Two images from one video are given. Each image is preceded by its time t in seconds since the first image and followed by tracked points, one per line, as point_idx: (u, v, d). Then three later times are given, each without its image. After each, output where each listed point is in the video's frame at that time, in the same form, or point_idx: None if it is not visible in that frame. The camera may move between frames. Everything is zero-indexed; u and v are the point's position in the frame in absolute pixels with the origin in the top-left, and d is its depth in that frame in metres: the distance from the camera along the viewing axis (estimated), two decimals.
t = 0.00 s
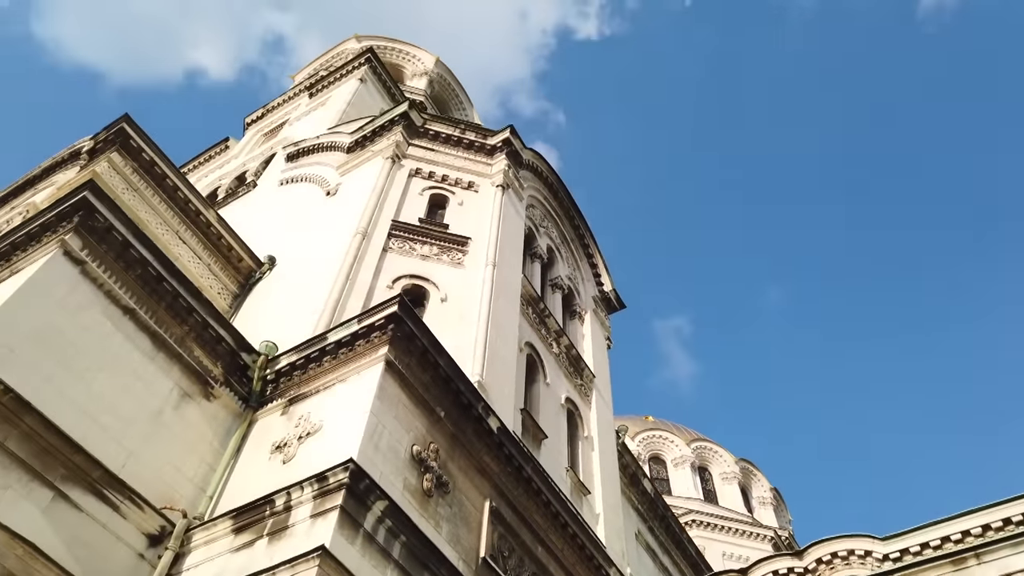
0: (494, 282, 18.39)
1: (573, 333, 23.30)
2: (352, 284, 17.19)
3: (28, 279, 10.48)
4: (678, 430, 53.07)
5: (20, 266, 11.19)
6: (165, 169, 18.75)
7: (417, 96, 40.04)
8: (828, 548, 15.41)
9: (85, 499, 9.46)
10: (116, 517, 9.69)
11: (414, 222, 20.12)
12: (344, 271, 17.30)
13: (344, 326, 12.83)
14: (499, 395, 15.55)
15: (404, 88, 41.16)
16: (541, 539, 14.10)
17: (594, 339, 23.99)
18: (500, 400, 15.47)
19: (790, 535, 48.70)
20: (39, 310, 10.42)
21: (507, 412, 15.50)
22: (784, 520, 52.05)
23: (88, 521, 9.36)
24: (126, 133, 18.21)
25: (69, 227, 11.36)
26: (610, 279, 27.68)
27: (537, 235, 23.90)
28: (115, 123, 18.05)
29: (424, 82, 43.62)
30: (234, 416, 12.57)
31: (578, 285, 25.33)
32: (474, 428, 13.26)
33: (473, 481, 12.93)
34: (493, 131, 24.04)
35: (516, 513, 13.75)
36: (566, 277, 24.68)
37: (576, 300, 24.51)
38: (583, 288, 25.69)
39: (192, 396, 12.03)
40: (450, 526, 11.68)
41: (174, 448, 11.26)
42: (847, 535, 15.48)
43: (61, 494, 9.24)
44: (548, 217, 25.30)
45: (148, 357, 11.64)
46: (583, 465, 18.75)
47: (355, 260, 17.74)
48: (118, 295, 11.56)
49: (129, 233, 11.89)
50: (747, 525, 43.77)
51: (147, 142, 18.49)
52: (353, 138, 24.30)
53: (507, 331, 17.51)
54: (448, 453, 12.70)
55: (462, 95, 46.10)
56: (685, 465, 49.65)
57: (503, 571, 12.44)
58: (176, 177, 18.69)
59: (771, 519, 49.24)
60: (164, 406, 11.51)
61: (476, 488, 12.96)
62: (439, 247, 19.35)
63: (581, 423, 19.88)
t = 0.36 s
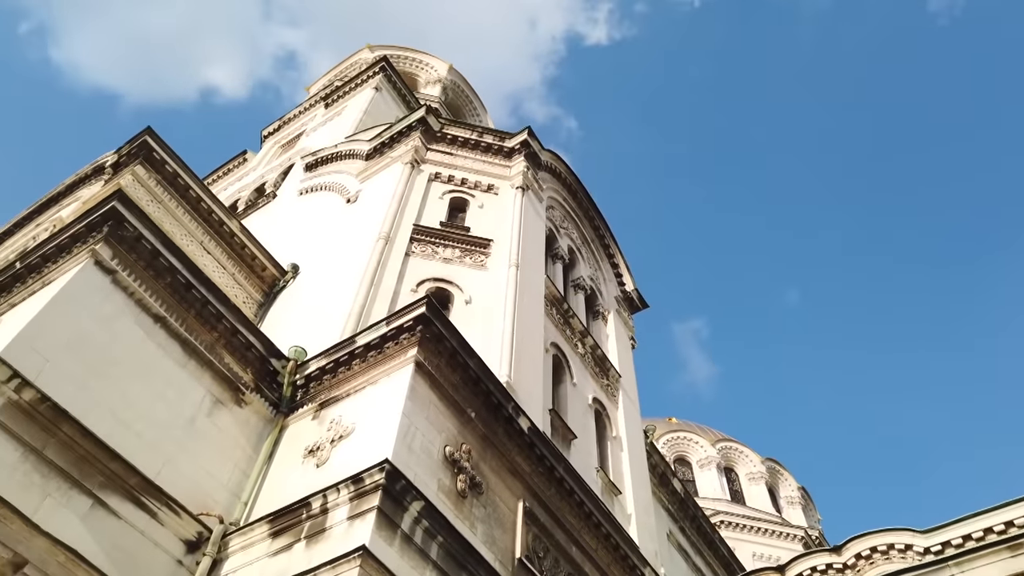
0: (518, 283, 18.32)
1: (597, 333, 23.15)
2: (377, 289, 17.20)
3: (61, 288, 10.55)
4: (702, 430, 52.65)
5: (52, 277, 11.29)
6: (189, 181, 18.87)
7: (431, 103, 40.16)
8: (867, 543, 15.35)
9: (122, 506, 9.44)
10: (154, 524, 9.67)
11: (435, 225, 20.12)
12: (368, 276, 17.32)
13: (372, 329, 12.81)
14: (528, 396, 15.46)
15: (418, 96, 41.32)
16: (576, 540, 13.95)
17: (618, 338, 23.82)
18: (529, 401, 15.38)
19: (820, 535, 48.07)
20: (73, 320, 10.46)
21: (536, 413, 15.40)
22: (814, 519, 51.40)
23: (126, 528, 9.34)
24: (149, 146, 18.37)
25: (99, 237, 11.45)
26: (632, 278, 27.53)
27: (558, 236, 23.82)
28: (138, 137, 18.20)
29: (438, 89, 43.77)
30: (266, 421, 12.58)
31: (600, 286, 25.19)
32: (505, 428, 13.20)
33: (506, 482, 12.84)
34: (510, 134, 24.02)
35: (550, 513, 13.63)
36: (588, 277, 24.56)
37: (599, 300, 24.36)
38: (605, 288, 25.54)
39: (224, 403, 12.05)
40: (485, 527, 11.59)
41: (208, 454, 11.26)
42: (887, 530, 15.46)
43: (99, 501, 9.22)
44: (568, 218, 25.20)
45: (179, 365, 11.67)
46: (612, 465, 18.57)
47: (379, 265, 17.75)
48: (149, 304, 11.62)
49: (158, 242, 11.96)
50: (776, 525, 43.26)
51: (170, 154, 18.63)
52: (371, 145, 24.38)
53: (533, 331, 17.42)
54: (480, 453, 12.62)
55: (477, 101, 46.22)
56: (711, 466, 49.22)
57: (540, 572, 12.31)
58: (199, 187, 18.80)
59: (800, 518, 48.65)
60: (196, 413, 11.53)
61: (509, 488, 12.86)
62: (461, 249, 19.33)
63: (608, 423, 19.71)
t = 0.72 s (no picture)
0: (542, 284, 18.21)
1: (621, 334, 22.93)
2: (401, 293, 17.16)
3: (91, 296, 10.55)
4: (726, 433, 52.15)
5: (82, 286, 11.31)
6: (211, 191, 18.93)
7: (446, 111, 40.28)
8: (907, 540, 15.44)
9: (158, 512, 9.37)
10: (189, 530, 9.60)
11: (456, 229, 20.05)
12: (392, 281, 17.29)
13: (400, 331, 12.73)
14: (556, 397, 15.30)
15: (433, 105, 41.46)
16: (610, 542, 13.74)
17: (642, 339, 23.58)
18: (557, 402, 15.22)
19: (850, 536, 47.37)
20: (104, 327, 10.45)
21: (565, 413, 15.24)
22: (842, 521, 50.68)
23: (162, 534, 9.27)
24: (172, 157, 18.46)
25: (128, 244, 11.46)
26: (653, 280, 27.31)
27: (578, 238, 23.70)
28: (161, 148, 18.30)
29: (452, 97, 43.91)
30: (296, 427, 12.51)
31: (622, 287, 25.01)
32: (535, 429, 13.07)
33: (539, 483, 12.68)
34: (528, 137, 23.98)
35: (583, 515, 13.45)
36: (610, 279, 24.39)
37: (621, 302, 24.16)
38: (627, 289, 25.35)
39: (254, 409, 11.99)
40: (520, 528, 11.43)
41: (240, 460, 11.19)
42: (928, 526, 15.50)
43: (135, 507, 9.17)
44: (588, 220, 25.08)
45: (209, 371, 11.63)
46: (642, 466, 18.34)
47: (402, 270, 17.71)
48: (178, 310, 11.61)
49: (185, 249, 11.95)
50: (805, 527, 42.69)
51: (192, 165, 18.70)
52: (389, 152, 24.41)
53: (558, 332, 17.27)
54: (512, 455, 12.48)
55: (490, 109, 46.30)
56: (735, 469, 48.70)
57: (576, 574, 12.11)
58: (222, 198, 18.87)
59: (828, 520, 47.99)
60: (227, 419, 11.46)
61: (543, 490, 12.70)
62: (483, 252, 19.26)
63: (636, 424, 19.48)
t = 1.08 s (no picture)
0: (568, 286, 18.09)
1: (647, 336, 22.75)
2: (427, 299, 17.12)
3: (125, 307, 10.58)
4: (751, 437, 51.62)
5: (115, 297, 11.36)
6: (234, 203, 18.98)
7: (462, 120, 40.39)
8: (948, 539, 16.57)
9: (197, 520, 9.34)
10: (228, 537, 9.54)
11: (480, 234, 20.01)
12: (418, 287, 17.25)
13: (430, 335, 12.67)
14: (587, 399, 15.17)
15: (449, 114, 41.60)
16: (647, 544, 13.55)
17: (667, 341, 23.37)
18: (588, 404, 15.08)
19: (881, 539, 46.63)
20: (138, 337, 10.46)
21: (597, 415, 15.09)
22: (873, 524, 49.92)
23: (201, 542, 9.23)
24: (196, 170, 18.62)
25: (159, 254, 11.52)
26: (677, 281, 27.12)
27: (601, 240, 23.59)
28: (185, 161, 18.45)
29: (467, 106, 44.05)
30: (328, 434, 12.46)
31: (646, 289, 24.83)
32: (568, 431, 12.93)
33: (574, 486, 12.54)
34: (547, 141, 23.95)
35: (619, 517, 13.27)
36: (634, 281, 24.24)
37: (646, 304, 23.99)
38: (651, 291, 25.17)
39: (287, 416, 11.96)
40: (558, 531, 11.29)
41: (275, 468, 11.15)
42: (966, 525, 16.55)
43: (174, 515, 9.14)
44: (610, 223, 24.96)
45: (242, 379, 11.61)
46: (674, 469, 18.12)
47: (427, 276, 17.69)
48: (210, 319, 11.62)
49: (216, 258, 11.97)
50: (835, 530, 42.08)
51: (216, 177, 18.80)
52: (409, 160, 24.46)
53: (586, 334, 17.15)
54: (547, 457, 12.35)
55: (505, 117, 46.40)
56: (762, 473, 48.15)
57: None
58: (245, 209, 18.88)
59: (859, 522, 47.29)
60: (261, 427, 11.42)
61: (578, 492, 12.56)
62: (507, 256, 19.19)
63: (666, 426, 19.27)
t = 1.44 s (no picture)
0: (588, 288, 18.05)
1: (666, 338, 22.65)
2: (448, 302, 17.11)
3: (154, 311, 10.61)
4: (767, 441, 51.28)
5: (143, 302, 11.40)
6: (253, 209, 19.07)
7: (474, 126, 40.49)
8: (979, 538, 16.45)
9: (230, 524, 9.32)
10: (260, 541, 9.52)
11: (498, 238, 20.01)
12: (438, 291, 17.25)
13: (455, 337, 12.65)
14: (610, 400, 15.10)
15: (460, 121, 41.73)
16: (674, 546, 13.43)
17: (686, 343, 23.25)
18: (612, 405, 15.01)
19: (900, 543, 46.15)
20: (167, 341, 10.48)
21: (620, 417, 15.01)
22: (891, 527, 49.43)
23: (234, 546, 9.20)
24: (215, 177, 18.72)
25: (186, 259, 11.56)
26: (693, 283, 27.01)
27: (617, 243, 23.53)
28: (204, 169, 18.56)
29: (478, 112, 44.16)
30: (354, 437, 12.43)
31: (663, 292, 24.74)
32: (594, 433, 12.85)
33: (602, 487, 12.45)
34: (562, 145, 23.96)
35: (647, 519, 13.17)
36: (651, 284, 24.15)
37: (663, 306, 23.89)
38: (668, 294, 25.07)
39: (314, 419, 11.94)
40: (587, 533, 11.21)
41: (303, 471, 11.12)
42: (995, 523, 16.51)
43: (207, 518, 9.12)
44: (626, 226, 24.91)
45: (269, 383, 11.61)
46: (697, 471, 17.99)
47: (447, 280, 17.69)
48: (237, 323, 11.64)
49: (242, 262, 12.00)
50: (855, 534, 41.68)
51: (235, 184, 18.88)
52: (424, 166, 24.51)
53: (607, 336, 17.08)
54: (574, 458, 12.28)
55: (516, 123, 46.49)
56: (779, 477, 47.78)
57: None
58: (265, 215, 18.94)
59: (877, 526, 46.83)
60: (289, 430, 11.41)
61: (606, 494, 12.47)
62: (526, 259, 19.18)
63: (688, 429, 19.15)
